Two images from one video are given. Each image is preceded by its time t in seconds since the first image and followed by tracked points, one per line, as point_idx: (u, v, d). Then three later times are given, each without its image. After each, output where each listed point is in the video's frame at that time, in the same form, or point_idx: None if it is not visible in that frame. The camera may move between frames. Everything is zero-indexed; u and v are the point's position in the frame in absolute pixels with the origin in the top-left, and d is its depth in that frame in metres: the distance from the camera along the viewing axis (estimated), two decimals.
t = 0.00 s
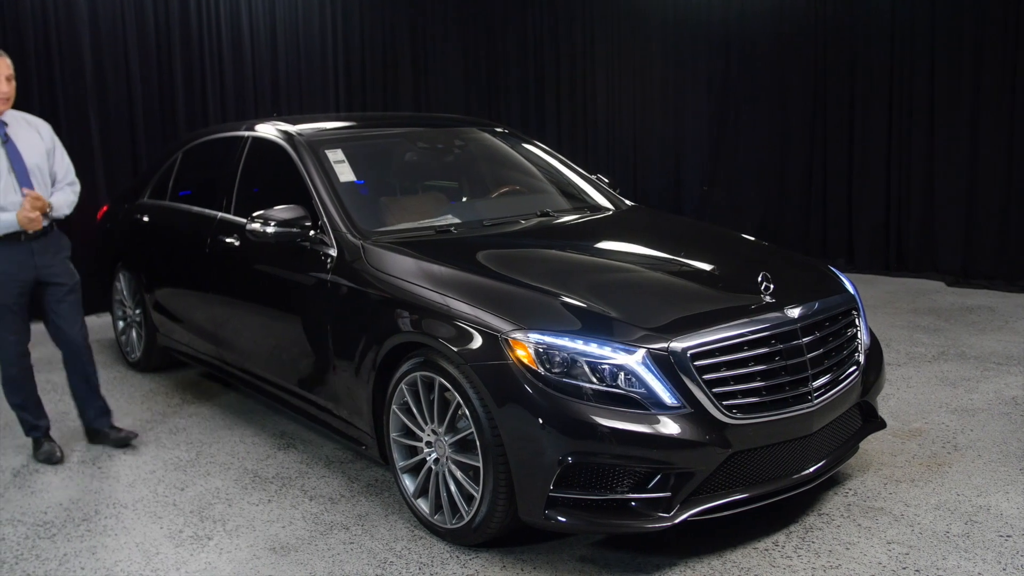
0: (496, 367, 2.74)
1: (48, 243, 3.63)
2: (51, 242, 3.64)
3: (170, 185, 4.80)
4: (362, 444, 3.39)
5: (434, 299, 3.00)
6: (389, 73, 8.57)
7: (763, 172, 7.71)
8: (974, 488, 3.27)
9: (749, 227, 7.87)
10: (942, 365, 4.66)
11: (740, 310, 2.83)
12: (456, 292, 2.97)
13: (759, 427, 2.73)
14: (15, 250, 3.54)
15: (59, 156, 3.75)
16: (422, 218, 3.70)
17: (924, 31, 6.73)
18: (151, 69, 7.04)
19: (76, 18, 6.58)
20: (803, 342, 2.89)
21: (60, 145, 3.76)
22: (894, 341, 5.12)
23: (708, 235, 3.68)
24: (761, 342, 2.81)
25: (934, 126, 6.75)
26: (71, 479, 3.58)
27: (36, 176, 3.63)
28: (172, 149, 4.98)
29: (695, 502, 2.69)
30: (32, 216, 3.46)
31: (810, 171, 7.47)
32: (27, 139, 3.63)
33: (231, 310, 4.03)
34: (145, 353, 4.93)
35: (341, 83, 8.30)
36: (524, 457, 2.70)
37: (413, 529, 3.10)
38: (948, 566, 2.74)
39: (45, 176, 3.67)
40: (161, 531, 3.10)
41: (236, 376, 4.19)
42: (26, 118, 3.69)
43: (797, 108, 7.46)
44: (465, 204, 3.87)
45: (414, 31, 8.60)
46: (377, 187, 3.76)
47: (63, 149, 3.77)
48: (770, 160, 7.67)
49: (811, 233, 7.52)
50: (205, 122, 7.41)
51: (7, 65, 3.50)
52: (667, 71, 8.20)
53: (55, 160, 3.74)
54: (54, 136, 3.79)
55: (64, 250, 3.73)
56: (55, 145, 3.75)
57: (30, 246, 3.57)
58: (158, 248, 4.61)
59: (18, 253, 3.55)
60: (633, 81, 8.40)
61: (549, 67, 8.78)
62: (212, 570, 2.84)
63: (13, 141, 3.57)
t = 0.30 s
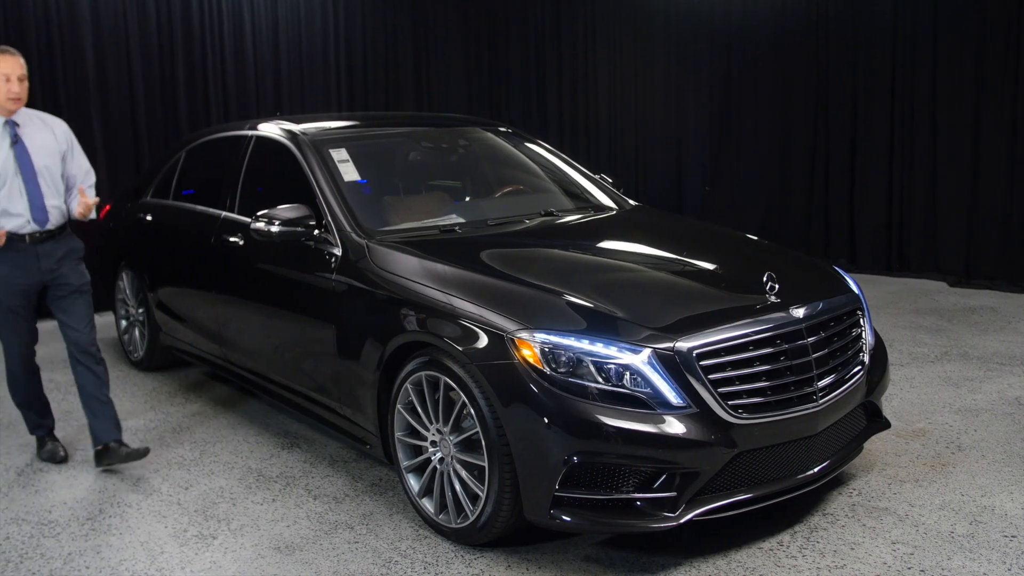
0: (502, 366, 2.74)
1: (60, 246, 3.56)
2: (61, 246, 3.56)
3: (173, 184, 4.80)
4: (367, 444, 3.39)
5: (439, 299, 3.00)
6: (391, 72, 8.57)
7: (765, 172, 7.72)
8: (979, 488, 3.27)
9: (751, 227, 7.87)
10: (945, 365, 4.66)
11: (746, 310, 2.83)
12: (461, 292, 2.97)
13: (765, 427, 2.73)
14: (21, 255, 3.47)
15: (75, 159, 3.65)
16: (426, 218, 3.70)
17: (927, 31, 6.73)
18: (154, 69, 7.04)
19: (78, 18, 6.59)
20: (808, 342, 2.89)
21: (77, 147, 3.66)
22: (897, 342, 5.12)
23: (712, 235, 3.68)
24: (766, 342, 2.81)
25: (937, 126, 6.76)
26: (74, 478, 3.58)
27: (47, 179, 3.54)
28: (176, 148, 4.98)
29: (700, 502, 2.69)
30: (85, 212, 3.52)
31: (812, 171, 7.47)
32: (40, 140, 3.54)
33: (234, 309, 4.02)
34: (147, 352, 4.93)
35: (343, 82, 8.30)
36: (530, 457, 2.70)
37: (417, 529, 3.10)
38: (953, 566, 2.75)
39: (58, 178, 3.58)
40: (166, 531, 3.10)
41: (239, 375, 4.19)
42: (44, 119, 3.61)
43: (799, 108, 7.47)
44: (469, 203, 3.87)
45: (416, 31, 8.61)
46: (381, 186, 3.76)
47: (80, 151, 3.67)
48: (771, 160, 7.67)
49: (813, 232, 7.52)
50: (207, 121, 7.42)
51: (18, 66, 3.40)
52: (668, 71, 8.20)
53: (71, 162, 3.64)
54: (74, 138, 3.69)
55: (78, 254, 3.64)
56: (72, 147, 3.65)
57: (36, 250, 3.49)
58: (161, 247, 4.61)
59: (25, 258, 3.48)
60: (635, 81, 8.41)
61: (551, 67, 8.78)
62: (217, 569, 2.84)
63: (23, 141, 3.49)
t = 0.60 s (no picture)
0: (508, 366, 2.74)
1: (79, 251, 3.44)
2: (77, 253, 3.43)
3: (176, 183, 4.80)
4: (371, 443, 3.39)
5: (444, 298, 3.00)
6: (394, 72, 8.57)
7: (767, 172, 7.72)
8: (983, 488, 3.27)
9: (753, 227, 7.87)
10: (948, 365, 4.67)
11: (751, 310, 2.83)
12: (466, 291, 2.97)
13: (770, 427, 2.73)
14: (35, 262, 3.35)
15: (101, 166, 3.54)
16: (430, 217, 3.69)
17: (929, 31, 6.73)
18: (156, 69, 7.03)
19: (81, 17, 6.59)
20: (812, 342, 2.89)
21: (104, 154, 3.54)
22: (899, 342, 5.13)
23: (717, 236, 3.67)
24: (771, 342, 2.81)
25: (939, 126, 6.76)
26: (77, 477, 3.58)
27: (70, 185, 3.42)
28: (179, 147, 4.98)
29: (705, 502, 2.69)
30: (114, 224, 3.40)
31: (814, 172, 7.47)
32: (65, 145, 3.42)
33: (238, 308, 4.02)
34: (151, 351, 4.93)
35: (347, 82, 8.29)
36: (535, 457, 2.70)
37: (422, 528, 3.10)
38: (957, 566, 2.75)
39: (82, 185, 3.46)
40: (170, 530, 3.10)
41: (242, 375, 4.19)
42: (74, 123, 3.49)
43: (801, 108, 7.47)
44: (472, 203, 3.87)
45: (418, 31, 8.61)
46: (383, 185, 3.76)
47: (107, 158, 3.55)
48: (774, 160, 7.68)
49: (816, 233, 7.52)
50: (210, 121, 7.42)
51: (54, 66, 3.28)
52: (671, 70, 8.20)
53: (96, 169, 3.53)
54: (102, 144, 3.57)
55: (97, 264, 3.50)
56: (99, 154, 3.53)
57: (51, 258, 3.37)
58: (165, 246, 4.61)
59: (40, 265, 3.36)
60: (637, 81, 8.41)
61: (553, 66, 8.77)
62: (221, 568, 2.84)
63: (48, 145, 3.37)
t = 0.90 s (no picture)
0: (512, 365, 2.74)
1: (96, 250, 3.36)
2: (96, 253, 3.36)
3: (179, 182, 4.80)
4: (375, 442, 3.39)
5: (448, 297, 3.00)
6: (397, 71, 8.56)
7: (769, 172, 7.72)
8: (987, 488, 3.27)
9: (755, 226, 7.87)
10: (951, 365, 4.67)
11: (755, 310, 2.83)
12: (470, 290, 2.97)
13: (775, 427, 2.73)
14: (55, 262, 3.29)
15: (131, 167, 3.48)
16: (434, 217, 3.69)
17: (932, 31, 6.73)
18: (158, 67, 7.04)
19: (84, 16, 6.59)
20: (817, 341, 2.89)
21: (134, 156, 3.49)
22: (902, 342, 5.12)
23: (721, 236, 3.67)
24: (776, 342, 2.81)
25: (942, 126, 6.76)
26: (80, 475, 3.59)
27: (97, 183, 3.36)
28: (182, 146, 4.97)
29: (710, 501, 2.69)
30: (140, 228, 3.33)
31: (817, 172, 7.47)
32: (98, 141, 3.37)
33: (241, 307, 4.02)
34: (153, 350, 4.93)
35: (350, 81, 8.28)
36: (540, 457, 2.70)
37: (426, 527, 3.10)
38: (962, 566, 2.75)
39: (109, 183, 3.40)
40: (174, 528, 3.10)
41: (244, 374, 4.19)
42: (109, 122, 3.44)
43: (803, 108, 7.47)
44: (476, 203, 3.87)
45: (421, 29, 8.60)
46: (387, 185, 3.76)
47: (137, 160, 3.50)
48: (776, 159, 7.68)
49: (818, 232, 7.52)
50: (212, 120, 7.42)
51: (98, 61, 3.21)
52: (674, 69, 8.20)
53: (125, 170, 3.47)
54: (133, 146, 3.52)
55: (115, 262, 3.43)
56: (130, 155, 3.48)
57: (70, 257, 3.30)
58: (168, 245, 4.60)
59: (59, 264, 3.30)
60: (639, 81, 8.41)
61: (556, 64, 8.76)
62: (226, 566, 2.84)
63: (81, 139, 3.32)
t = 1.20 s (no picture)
0: (517, 365, 2.74)
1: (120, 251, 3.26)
2: (121, 254, 3.26)
3: (182, 181, 4.80)
4: (378, 442, 3.39)
5: (452, 296, 3.01)
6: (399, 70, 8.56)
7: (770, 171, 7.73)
8: (990, 488, 3.27)
9: (756, 226, 7.87)
10: (953, 366, 4.67)
11: (759, 310, 2.83)
12: (474, 289, 2.97)
13: (779, 427, 2.73)
14: (85, 261, 3.17)
15: (150, 165, 3.43)
16: (437, 216, 3.69)
17: (934, 32, 6.73)
18: (161, 66, 7.04)
19: (86, 14, 6.60)
20: (821, 341, 2.90)
21: (154, 154, 3.44)
22: (904, 342, 5.12)
23: (724, 235, 3.67)
24: (780, 342, 2.81)
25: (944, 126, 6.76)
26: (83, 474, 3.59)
27: (121, 182, 3.29)
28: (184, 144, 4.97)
29: (714, 501, 2.69)
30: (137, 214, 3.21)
31: (818, 171, 7.48)
32: (119, 140, 3.30)
33: (243, 306, 4.02)
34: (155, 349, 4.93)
35: (352, 80, 8.28)
36: (544, 456, 2.70)
37: (429, 527, 3.10)
38: (965, 566, 2.75)
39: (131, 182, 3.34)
40: (178, 527, 3.10)
41: (247, 373, 4.19)
42: (126, 120, 3.38)
43: (805, 107, 7.47)
44: (479, 202, 3.87)
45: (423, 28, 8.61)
46: (390, 184, 3.76)
47: (156, 159, 3.45)
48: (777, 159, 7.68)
49: (819, 232, 7.53)
50: (214, 120, 7.43)
51: (123, 59, 3.14)
52: (675, 69, 8.20)
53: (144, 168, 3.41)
54: (150, 144, 3.47)
55: (136, 265, 3.34)
56: (149, 153, 3.42)
57: (98, 256, 3.20)
58: (171, 244, 4.60)
59: (84, 262, 3.17)
60: (641, 80, 8.41)
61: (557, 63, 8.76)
62: (229, 566, 2.84)
63: (103, 138, 3.24)
